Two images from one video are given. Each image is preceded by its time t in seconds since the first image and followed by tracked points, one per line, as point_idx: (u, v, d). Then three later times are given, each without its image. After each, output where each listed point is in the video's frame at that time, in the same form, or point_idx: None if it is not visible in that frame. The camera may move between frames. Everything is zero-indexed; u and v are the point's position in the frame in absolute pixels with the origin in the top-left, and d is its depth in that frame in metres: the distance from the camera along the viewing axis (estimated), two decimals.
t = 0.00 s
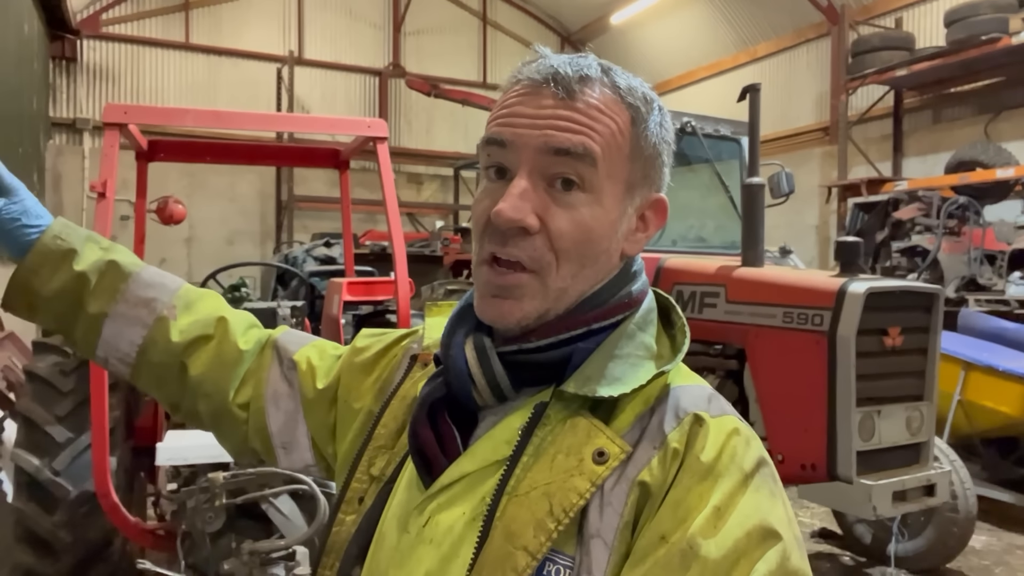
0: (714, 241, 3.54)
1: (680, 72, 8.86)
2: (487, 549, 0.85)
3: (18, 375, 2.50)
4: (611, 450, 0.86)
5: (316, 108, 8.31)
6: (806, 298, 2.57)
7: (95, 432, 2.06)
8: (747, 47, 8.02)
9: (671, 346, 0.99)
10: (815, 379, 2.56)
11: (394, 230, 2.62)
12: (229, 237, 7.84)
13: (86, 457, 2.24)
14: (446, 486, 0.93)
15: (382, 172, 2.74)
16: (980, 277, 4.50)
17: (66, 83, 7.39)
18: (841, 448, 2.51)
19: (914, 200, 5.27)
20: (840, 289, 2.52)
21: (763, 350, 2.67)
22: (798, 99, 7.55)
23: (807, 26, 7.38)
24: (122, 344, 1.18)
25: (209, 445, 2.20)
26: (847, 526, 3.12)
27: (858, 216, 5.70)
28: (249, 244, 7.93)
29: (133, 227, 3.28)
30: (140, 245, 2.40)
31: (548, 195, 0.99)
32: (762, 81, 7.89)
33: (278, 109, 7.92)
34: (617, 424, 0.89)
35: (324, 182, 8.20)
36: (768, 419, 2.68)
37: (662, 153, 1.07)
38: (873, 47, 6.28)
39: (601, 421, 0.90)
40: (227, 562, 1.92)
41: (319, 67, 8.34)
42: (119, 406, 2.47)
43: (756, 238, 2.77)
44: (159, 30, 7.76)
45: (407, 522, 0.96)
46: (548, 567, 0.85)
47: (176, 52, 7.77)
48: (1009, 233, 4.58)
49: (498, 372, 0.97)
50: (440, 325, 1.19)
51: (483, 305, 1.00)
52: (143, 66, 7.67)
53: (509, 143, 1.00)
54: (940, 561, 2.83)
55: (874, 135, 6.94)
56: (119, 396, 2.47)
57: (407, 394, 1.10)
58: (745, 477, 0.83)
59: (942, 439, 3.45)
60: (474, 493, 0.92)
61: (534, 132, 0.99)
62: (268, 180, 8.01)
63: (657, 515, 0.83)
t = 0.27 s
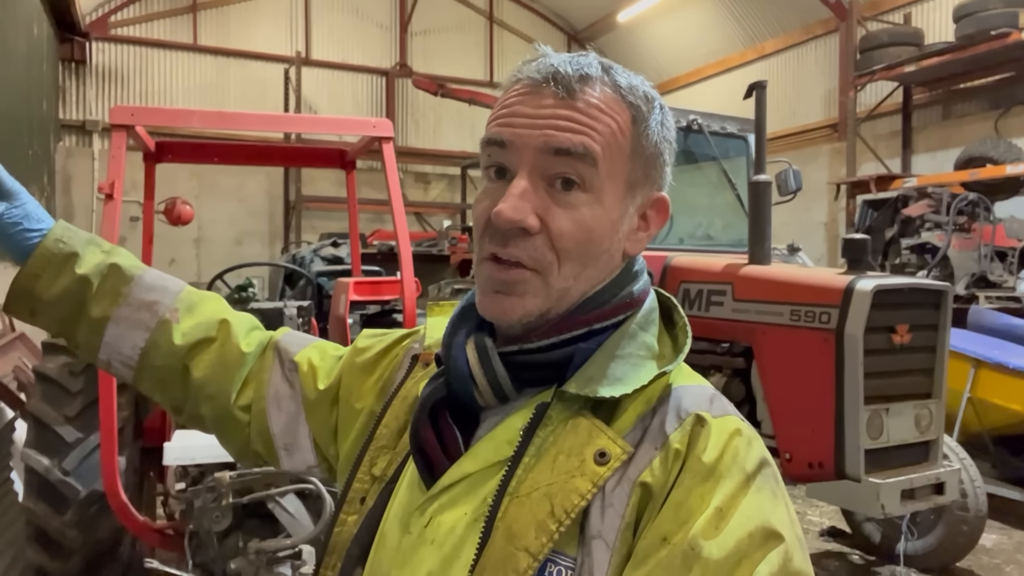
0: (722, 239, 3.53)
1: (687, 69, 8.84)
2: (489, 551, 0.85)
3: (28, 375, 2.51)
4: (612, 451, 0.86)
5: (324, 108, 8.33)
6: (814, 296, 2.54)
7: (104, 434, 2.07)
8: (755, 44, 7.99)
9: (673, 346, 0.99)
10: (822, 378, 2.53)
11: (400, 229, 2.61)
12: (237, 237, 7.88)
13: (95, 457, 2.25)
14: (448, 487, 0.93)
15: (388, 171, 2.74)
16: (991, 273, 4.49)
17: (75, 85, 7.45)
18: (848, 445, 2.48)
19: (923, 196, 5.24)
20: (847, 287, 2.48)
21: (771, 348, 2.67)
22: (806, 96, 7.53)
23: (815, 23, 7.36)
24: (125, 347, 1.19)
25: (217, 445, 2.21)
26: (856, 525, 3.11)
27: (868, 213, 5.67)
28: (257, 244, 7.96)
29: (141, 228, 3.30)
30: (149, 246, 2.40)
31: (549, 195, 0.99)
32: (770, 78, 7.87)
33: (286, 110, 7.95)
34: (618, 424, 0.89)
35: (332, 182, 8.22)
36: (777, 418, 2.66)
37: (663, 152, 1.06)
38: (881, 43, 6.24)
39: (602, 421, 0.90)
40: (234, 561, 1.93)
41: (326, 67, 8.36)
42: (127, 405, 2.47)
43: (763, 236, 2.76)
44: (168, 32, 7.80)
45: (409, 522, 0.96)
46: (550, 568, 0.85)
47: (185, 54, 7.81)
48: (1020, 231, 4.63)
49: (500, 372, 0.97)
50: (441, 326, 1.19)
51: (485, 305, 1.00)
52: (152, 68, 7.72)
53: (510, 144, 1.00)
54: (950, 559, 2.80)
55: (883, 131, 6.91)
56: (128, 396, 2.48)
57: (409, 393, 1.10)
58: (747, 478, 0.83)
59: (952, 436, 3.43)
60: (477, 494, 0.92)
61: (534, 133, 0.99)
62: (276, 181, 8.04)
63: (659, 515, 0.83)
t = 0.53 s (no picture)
0: (729, 237, 3.52)
1: (694, 67, 8.81)
2: (491, 554, 0.85)
3: (38, 375, 2.53)
4: (614, 453, 0.85)
5: (331, 108, 8.35)
6: (820, 294, 2.52)
7: (111, 434, 2.07)
8: (762, 41, 7.97)
9: (675, 348, 0.99)
10: (830, 376, 2.52)
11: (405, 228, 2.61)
12: (245, 237, 7.90)
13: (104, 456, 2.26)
14: (449, 489, 0.93)
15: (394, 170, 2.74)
16: (1000, 270, 4.47)
17: (84, 86, 7.49)
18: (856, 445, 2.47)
19: (932, 193, 5.22)
20: (854, 285, 2.46)
21: (778, 346, 2.65)
22: (814, 93, 7.50)
23: (823, 19, 7.34)
24: (131, 351, 1.20)
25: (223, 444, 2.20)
26: (864, 524, 3.10)
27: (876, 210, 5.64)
28: (265, 244, 7.99)
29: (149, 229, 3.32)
30: (156, 246, 2.41)
31: (548, 197, 0.99)
32: (777, 75, 7.85)
33: (293, 111, 7.97)
34: (620, 427, 0.89)
35: (339, 182, 8.24)
36: (784, 417, 2.65)
37: (663, 152, 1.06)
38: (890, 39, 6.22)
39: (604, 423, 0.90)
40: (240, 561, 1.94)
41: (332, 67, 8.37)
42: (135, 405, 2.48)
43: (770, 234, 2.74)
44: (175, 32, 7.83)
45: (410, 524, 0.96)
46: (552, 571, 0.85)
47: (192, 54, 7.84)
48: None
49: (500, 374, 0.97)
50: (443, 327, 1.19)
51: (484, 307, 1.00)
52: (160, 69, 7.75)
53: (508, 145, 1.00)
54: (960, 558, 2.78)
55: (892, 128, 6.88)
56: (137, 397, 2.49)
57: (411, 395, 1.10)
58: (751, 479, 0.82)
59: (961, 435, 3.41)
60: (478, 495, 0.92)
61: (532, 134, 0.99)
62: (283, 180, 8.06)
63: (661, 518, 0.83)
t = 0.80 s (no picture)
0: (735, 235, 3.52)
1: (698, 65, 8.79)
2: (493, 556, 0.85)
3: (44, 375, 2.53)
4: (616, 455, 0.85)
5: (335, 107, 8.35)
6: (825, 293, 2.52)
7: (117, 434, 2.07)
8: (766, 38, 7.95)
9: (677, 348, 0.99)
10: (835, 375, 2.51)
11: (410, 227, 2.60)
12: (250, 237, 7.92)
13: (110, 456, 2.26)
14: (451, 491, 0.93)
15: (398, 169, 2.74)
16: (1007, 267, 4.45)
17: (88, 86, 7.51)
18: (862, 443, 2.46)
19: (938, 190, 5.20)
20: (860, 283, 2.45)
21: (783, 345, 2.64)
22: (819, 90, 7.48)
23: (828, 16, 7.32)
24: (134, 353, 1.20)
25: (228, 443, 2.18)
26: (870, 522, 3.09)
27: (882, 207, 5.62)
28: (270, 244, 8.00)
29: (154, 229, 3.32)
30: (161, 247, 2.41)
31: (549, 198, 0.98)
32: (782, 72, 7.83)
33: (297, 110, 7.97)
34: (622, 428, 0.89)
35: (343, 181, 8.24)
36: (789, 416, 2.64)
37: (664, 151, 1.06)
38: (895, 35, 6.21)
39: (605, 425, 0.90)
40: (245, 561, 1.94)
41: (337, 66, 8.37)
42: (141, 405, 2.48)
43: (775, 231, 2.73)
44: (179, 32, 7.84)
45: (413, 526, 0.96)
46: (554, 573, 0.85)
47: (197, 54, 7.85)
48: None
49: (502, 375, 0.97)
50: (445, 329, 1.19)
51: (486, 308, 1.00)
52: (164, 69, 7.77)
53: (509, 146, 1.00)
54: (967, 556, 2.77)
55: (898, 125, 6.85)
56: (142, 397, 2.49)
57: (413, 397, 1.10)
58: (753, 481, 0.82)
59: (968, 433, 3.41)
60: (480, 497, 0.92)
61: (532, 135, 0.99)
62: (288, 180, 8.07)
63: (664, 520, 0.83)
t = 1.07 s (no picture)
0: (738, 234, 3.52)
1: (702, 64, 8.79)
2: (495, 557, 0.84)
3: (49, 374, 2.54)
4: (618, 455, 0.85)
5: (338, 108, 8.36)
6: (828, 292, 2.51)
7: (121, 433, 2.07)
8: (770, 37, 7.94)
9: (678, 348, 0.99)
10: (839, 375, 2.51)
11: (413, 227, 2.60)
12: (254, 237, 7.93)
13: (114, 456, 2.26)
14: (453, 492, 0.93)
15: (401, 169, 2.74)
16: (1012, 266, 4.44)
17: (93, 87, 7.53)
18: (865, 442, 2.46)
19: (942, 189, 5.19)
20: (863, 282, 2.44)
21: (787, 344, 2.63)
22: (823, 89, 7.47)
23: (831, 15, 7.31)
24: (137, 354, 1.20)
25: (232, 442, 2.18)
26: (875, 522, 3.08)
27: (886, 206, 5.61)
28: (274, 244, 8.01)
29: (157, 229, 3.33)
30: (165, 247, 2.41)
31: (548, 197, 0.98)
32: (785, 71, 7.82)
33: (301, 111, 7.98)
34: (624, 428, 0.89)
35: (346, 181, 8.24)
36: (792, 416, 2.64)
37: (664, 150, 1.05)
38: (898, 34, 6.19)
39: (607, 425, 0.90)
40: (249, 560, 1.94)
41: (340, 67, 8.38)
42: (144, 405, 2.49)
43: (778, 231, 2.73)
44: (183, 33, 7.85)
45: (415, 527, 0.96)
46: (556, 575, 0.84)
47: (201, 55, 7.87)
48: None
49: (503, 376, 0.97)
50: (446, 330, 1.19)
51: (487, 309, 1.00)
52: (168, 70, 7.79)
53: (507, 146, 1.00)
54: (972, 556, 2.76)
55: (902, 123, 6.84)
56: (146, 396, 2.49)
57: (414, 398, 1.10)
58: (756, 481, 0.82)
59: (973, 432, 3.40)
60: (482, 498, 0.92)
61: (531, 134, 0.99)
62: (291, 180, 8.08)
63: (666, 521, 0.82)
